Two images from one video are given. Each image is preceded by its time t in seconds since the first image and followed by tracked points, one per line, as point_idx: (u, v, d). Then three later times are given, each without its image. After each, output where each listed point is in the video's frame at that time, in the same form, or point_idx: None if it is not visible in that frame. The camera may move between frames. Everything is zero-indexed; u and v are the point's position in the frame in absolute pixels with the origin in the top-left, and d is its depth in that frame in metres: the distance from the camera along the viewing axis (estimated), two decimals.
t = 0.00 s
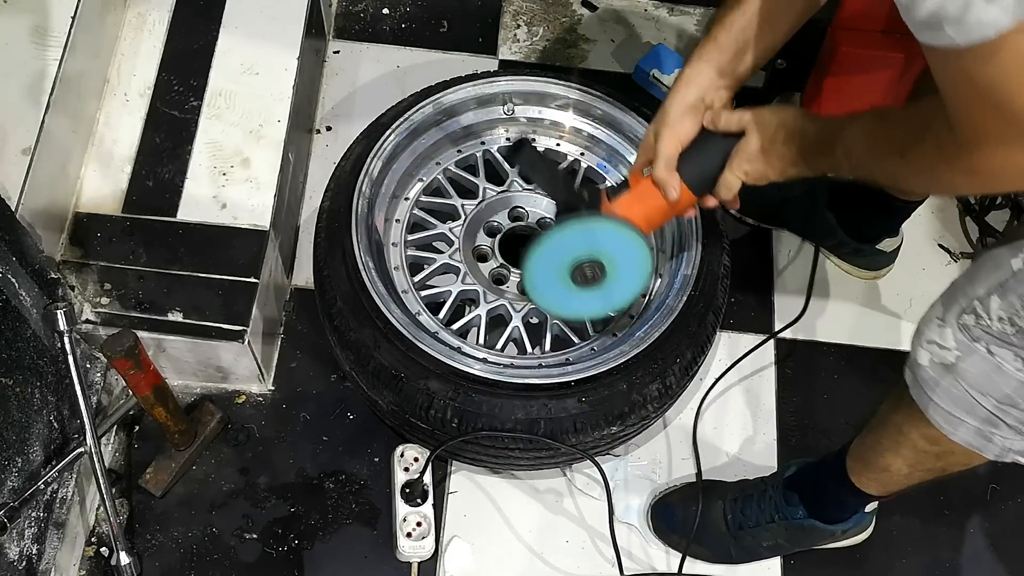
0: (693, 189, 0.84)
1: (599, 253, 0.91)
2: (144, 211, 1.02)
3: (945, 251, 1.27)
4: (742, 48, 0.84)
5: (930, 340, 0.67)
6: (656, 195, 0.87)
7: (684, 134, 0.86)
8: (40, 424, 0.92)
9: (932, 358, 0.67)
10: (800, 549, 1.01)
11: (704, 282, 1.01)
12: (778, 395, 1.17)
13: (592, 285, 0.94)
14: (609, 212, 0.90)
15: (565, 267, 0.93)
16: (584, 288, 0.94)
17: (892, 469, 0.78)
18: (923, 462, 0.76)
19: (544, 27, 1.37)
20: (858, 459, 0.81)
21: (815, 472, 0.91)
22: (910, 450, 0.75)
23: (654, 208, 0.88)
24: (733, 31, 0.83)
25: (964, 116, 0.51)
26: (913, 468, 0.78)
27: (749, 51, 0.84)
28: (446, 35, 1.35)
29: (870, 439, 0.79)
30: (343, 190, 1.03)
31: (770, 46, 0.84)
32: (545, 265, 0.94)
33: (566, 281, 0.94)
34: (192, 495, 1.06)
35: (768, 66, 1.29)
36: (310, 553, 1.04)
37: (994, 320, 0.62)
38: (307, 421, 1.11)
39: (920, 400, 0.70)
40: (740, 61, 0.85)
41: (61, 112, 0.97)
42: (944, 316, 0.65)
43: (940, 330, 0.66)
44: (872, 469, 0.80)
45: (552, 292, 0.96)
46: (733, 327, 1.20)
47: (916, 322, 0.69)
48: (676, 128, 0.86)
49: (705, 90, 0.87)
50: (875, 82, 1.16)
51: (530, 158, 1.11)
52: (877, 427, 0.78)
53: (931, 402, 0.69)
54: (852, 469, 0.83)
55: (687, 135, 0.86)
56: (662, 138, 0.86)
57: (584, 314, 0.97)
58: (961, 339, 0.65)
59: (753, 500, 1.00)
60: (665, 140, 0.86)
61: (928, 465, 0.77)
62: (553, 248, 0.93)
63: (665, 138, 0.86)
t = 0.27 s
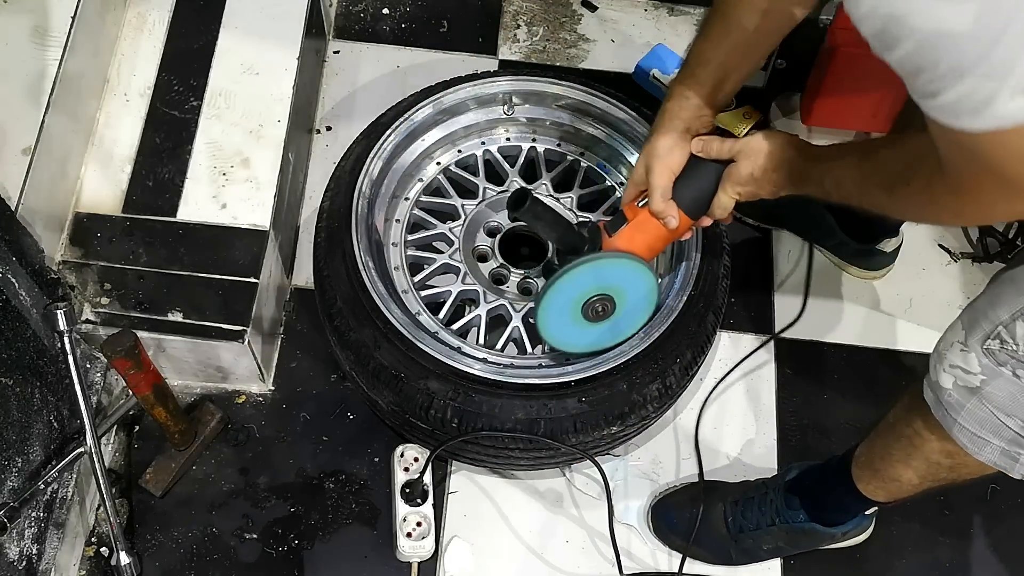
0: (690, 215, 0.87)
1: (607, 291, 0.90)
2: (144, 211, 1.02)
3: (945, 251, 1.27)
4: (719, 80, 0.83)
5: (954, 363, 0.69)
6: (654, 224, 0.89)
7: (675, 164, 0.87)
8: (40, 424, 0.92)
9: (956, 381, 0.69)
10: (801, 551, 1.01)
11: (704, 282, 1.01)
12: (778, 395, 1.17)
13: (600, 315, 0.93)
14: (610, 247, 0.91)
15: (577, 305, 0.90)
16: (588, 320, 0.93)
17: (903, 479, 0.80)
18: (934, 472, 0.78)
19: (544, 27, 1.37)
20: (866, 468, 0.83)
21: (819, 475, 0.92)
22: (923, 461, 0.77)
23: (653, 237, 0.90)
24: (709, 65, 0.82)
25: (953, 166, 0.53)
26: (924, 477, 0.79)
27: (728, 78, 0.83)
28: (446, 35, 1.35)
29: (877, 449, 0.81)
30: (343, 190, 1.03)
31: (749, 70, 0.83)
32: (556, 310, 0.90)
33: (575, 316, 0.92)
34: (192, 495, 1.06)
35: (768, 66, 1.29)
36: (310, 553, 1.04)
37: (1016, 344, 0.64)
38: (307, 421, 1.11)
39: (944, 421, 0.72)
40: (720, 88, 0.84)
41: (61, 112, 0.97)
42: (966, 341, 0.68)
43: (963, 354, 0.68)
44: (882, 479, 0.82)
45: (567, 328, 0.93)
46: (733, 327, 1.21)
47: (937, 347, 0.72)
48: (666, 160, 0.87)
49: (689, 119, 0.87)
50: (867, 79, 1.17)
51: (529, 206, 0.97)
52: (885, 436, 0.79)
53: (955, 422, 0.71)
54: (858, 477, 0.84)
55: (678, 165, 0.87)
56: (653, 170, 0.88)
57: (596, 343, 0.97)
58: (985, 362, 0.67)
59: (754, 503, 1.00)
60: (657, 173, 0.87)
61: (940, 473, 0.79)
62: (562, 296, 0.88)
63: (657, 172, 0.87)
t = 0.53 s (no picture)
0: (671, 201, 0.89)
1: (594, 281, 0.90)
2: (144, 211, 1.02)
3: (945, 251, 1.27)
4: (693, 71, 0.84)
5: (967, 371, 0.68)
6: (637, 216, 0.90)
7: (653, 154, 0.88)
8: (40, 424, 0.92)
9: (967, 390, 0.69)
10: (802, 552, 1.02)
11: (703, 282, 1.01)
12: (778, 395, 1.17)
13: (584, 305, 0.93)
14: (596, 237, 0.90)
15: (564, 293, 0.90)
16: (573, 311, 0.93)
17: (908, 484, 0.80)
18: (939, 477, 0.78)
19: (544, 27, 1.37)
20: (870, 472, 0.82)
21: (822, 477, 0.92)
22: (929, 468, 0.77)
23: (636, 225, 0.91)
24: (683, 59, 0.84)
25: (957, 186, 0.58)
26: (928, 482, 0.79)
27: (701, 70, 0.85)
28: (446, 35, 1.35)
29: (882, 453, 0.80)
30: (343, 189, 1.03)
31: (721, 62, 0.85)
32: (543, 298, 0.89)
33: (561, 305, 0.91)
34: (192, 495, 1.06)
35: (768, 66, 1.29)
36: (310, 553, 1.04)
37: None
38: (307, 421, 1.11)
39: (956, 430, 0.71)
40: (692, 81, 0.86)
41: (61, 112, 0.97)
42: (980, 350, 0.68)
43: (976, 363, 0.68)
44: (887, 483, 0.81)
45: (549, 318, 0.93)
46: (733, 327, 1.20)
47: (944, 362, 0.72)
48: (645, 150, 0.88)
49: (664, 109, 0.88)
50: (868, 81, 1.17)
51: (518, 194, 0.93)
52: (891, 441, 0.79)
53: (968, 428, 0.70)
54: (862, 480, 0.84)
55: (657, 154, 0.88)
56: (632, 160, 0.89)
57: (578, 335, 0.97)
58: (1000, 371, 0.66)
59: (754, 505, 1.00)
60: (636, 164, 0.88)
61: (944, 478, 0.78)
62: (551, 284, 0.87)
63: (637, 162, 0.88)
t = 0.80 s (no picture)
0: (663, 197, 0.88)
1: (590, 281, 0.90)
2: (144, 211, 1.02)
3: (945, 251, 1.27)
4: (686, 74, 0.87)
5: (975, 302, 0.72)
6: (630, 215, 0.90)
7: (645, 155, 0.89)
8: (40, 424, 0.92)
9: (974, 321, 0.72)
10: (808, 540, 1.05)
11: (703, 282, 1.01)
12: (778, 395, 1.17)
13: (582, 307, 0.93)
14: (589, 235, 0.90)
15: (561, 292, 0.90)
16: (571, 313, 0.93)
17: (917, 439, 0.83)
18: (948, 430, 0.81)
19: (544, 27, 1.37)
20: (878, 433, 0.87)
21: (823, 459, 0.98)
22: (934, 418, 0.80)
23: (630, 223, 0.90)
24: (676, 63, 0.86)
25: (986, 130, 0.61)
26: (936, 438, 0.83)
27: (692, 74, 0.87)
28: (446, 35, 1.35)
29: (887, 409, 0.85)
30: (343, 190, 1.03)
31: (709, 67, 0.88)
32: (542, 297, 0.89)
33: (558, 306, 0.91)
34: (192, 495, 1.06)
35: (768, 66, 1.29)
36: (310, 552, 1.04)
37: None
38: (307, 421, 1.11)
39: (965, 363, 0.74)
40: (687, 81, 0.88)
41: (61, 112, 0.97)
42: (988, 280, 0.71)
43: (984, 293, 0.71)
44: (897, 442, 0.85)
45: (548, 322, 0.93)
46: (733, 327, 1.20)
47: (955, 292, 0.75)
48: (639, 150, 0.89)
49: (658, 113, 0.90)
50: (873, 82, 1.16)
51: (511, 191, 0.95)
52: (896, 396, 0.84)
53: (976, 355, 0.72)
54: (869, 444, 0.89)
55: (650, 154, 0.89)
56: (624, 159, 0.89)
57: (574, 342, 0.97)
58: (1007, 300, 0.69)
59: (755, 494, 1.05)
60: (629, 162, 0.89)
61: (952, 432, 0.81)
62: (549, 282, 0.88)
63: (629, 162, 0.89)
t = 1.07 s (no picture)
0: (665, 216, 0.88)
1: (591, 300, 0.90)
2: (144, 211, 1.02)
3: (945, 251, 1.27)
4: (686, 92, 0.85)
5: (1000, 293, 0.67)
6: (632, 232, 0.89)
7: (647, 174, 0.88)
8: (40, 424, 0.92)
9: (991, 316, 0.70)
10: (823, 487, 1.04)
11: (703, 282, 1.01)
12: (778, 395, 1.17)
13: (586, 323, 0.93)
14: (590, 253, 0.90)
15: (564, 309, 0.90)
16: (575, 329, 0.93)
17: (929, 409, 0.83)
18: (958, 398, 0.81)
19: (544, 27, 1.37)
20: (890, 402, 0.86)
21: (835, 412, 0.95)
22: (947, 391, 0.79)
23: (631, 241, 0.90)
24: (678, 82, 0.84)
25: None
26: (948, 405, 0.82)
27: (691, 92, 0.86)
28: (446, 35, 1.35)
29: (900, 382, 0.84)
30: (343, 190, 1.03)
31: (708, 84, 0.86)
32: (546, 315, 0.90)
33: (560, 323, 0.92)
34: (192, 495, 1.06)
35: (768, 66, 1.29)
36: (310, 552, 1.04)
37: None
38: (307, 421, 1.11)
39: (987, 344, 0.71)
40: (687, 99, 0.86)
41: (61, 112, 0.97)
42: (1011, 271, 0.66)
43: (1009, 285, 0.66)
44: (907, 411, 0.85)
45: (553, 338, 0.93)
46: (733, 327, 1.21)
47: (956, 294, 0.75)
48: (641, 168, 0.87)
49: (659, 133, 0.87)
50: (870, 81, 1.17)
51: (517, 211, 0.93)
52: (910, 369, 0.81)
53: (1001, 346, 0.70)
54: (880, 412, 0.88)
55: (651, 173, 0.88)
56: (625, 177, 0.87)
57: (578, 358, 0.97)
58: None
59: (771, 449, 1.02)
60: (631, 181, 0.87)
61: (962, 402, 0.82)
62: (552, 300, 0.88)
63: (632, 180, 0.87)
